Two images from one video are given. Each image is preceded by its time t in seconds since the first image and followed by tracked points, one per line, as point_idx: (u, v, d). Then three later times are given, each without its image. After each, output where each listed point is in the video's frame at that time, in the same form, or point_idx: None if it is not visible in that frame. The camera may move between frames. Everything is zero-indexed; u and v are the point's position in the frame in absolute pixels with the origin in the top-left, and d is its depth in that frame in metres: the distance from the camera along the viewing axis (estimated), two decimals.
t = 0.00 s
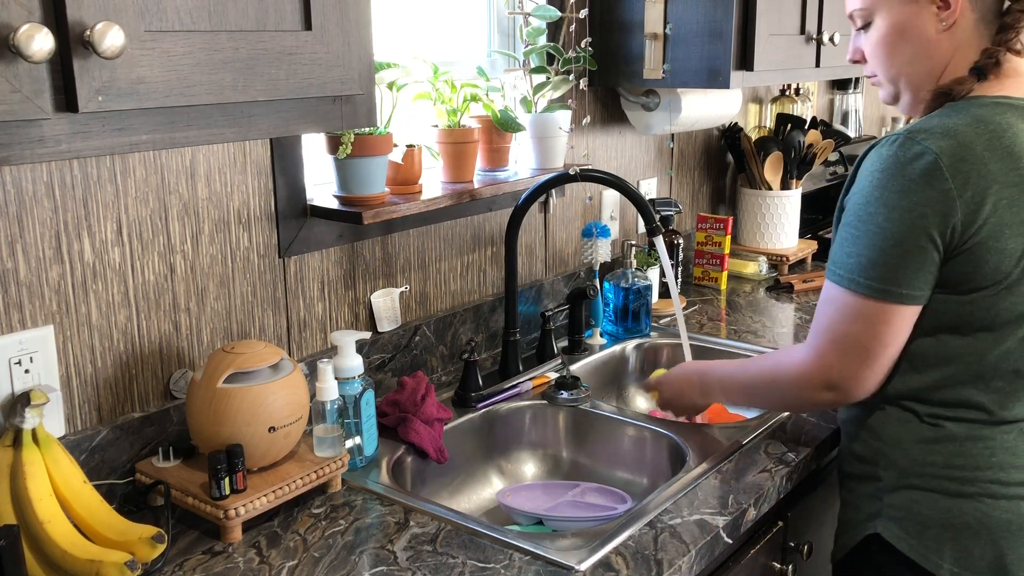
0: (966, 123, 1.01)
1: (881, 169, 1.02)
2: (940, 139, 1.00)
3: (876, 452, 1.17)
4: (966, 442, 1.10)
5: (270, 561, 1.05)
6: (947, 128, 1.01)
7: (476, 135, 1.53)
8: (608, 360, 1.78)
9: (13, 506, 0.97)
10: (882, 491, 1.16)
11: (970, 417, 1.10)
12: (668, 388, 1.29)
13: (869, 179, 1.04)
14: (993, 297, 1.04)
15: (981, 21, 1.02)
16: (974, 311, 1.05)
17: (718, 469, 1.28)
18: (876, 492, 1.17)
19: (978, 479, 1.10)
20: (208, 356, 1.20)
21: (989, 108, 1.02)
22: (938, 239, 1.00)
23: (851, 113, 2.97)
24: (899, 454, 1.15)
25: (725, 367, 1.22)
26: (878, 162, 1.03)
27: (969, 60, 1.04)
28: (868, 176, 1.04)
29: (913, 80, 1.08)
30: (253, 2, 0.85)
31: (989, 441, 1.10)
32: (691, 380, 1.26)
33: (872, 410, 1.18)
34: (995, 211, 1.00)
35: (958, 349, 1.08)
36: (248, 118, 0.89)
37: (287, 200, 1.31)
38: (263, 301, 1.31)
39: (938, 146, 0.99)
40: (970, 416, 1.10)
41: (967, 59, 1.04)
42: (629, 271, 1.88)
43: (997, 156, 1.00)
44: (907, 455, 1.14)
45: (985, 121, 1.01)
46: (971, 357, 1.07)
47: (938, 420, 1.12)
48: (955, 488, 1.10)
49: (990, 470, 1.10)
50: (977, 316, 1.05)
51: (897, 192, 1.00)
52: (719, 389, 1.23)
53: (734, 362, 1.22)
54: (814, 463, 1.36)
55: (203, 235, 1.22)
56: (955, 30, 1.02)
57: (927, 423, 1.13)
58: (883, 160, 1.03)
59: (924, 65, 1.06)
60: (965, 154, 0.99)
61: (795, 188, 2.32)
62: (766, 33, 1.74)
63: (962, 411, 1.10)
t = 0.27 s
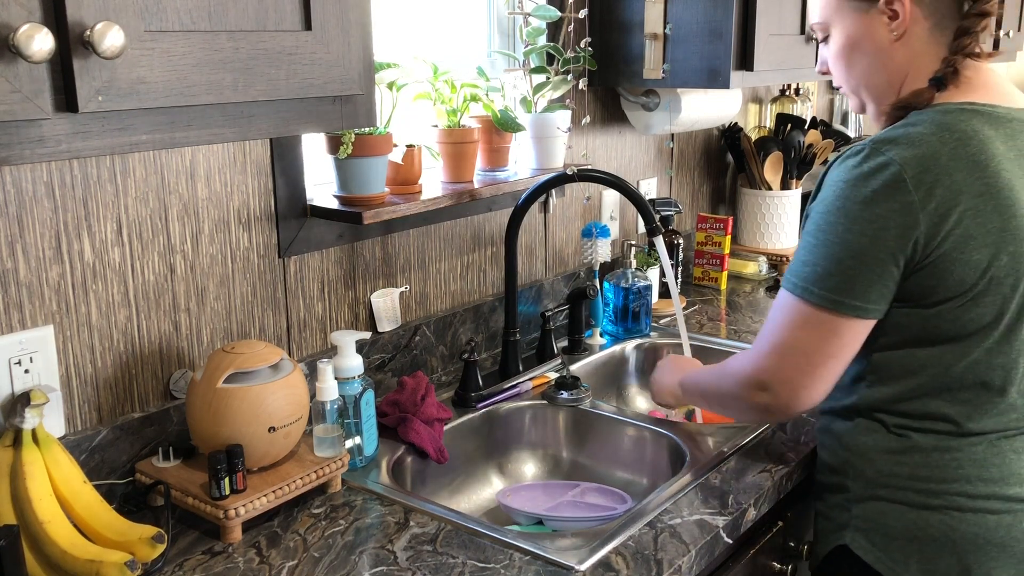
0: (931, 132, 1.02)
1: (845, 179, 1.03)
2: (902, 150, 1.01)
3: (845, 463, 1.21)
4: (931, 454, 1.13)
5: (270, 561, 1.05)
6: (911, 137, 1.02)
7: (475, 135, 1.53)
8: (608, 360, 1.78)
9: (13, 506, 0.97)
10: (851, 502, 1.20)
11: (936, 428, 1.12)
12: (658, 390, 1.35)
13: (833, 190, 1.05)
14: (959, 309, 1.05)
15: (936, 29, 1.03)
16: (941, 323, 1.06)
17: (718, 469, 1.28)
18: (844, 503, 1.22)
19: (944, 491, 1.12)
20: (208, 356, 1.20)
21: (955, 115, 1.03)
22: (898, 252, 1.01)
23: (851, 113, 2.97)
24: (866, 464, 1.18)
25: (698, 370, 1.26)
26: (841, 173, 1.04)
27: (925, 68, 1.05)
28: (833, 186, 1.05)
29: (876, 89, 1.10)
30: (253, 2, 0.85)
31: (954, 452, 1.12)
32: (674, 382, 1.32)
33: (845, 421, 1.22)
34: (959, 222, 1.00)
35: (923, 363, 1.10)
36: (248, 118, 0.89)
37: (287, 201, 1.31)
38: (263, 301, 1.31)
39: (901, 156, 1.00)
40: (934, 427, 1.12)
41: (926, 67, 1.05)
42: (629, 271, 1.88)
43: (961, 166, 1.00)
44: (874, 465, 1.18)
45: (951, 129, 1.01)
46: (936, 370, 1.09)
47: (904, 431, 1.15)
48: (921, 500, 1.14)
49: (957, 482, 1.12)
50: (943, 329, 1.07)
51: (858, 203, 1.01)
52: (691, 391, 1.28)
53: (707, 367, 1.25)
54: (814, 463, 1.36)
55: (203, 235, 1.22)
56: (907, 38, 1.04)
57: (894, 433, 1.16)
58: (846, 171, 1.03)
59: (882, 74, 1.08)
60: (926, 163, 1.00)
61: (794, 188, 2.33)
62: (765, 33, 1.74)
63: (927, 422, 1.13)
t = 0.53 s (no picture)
0: (902, 136, 1.02)
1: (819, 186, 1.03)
2: (875, 155, 1.01)
3: (834, 467, 1.22)
4: (916, 457, 1.13)
5: (270, 561, 1.05)
6: (884, 142, 1.02)
7: (476, 134, 1.53)
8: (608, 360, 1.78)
9: (13, 506, 0.97)
10: (840, 505, 1.21)
11: (922, 431, 1.12)
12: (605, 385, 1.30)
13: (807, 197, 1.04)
14: (940, 312, 1.05)
15: (895, 37, 1.07)
16: (922, 327, 1.06)
17: (718, 469, 1.28)
18: (834, 507, 1.22)
19: (931, 494, 1.12)
20: (208, 355, 1.20)
21: (925, 118, 1.03)
22: (875, 257, 1.00)
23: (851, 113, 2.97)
24: (853, 468, 1.19)
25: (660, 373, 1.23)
26: (815, 180, 1.04)
27: (890, 75, 1.09)
28: (807, 193, 1.04)
29: (849, 97, 1.16)
30: (253, 2, 0.85)
31: (939, 456, 1.12)
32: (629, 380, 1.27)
33: (834, 425, 1.23)
34: (934, 225, 1.00)
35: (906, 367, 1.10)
36: (248, 118, 0.89)
37: (287, 200, 1.31)
38: (263, 301, 1.31)
39: (874, 161, 1.00)
40: (918, 431, 1.12)
41: (890, 77, 1.09)
42: (629, 271, 1.88)
43: (932, 170, 1.00)
44: (861, 469, 1.18)
45: (921, 132, 1.02)
46: (919, 373, 1.09)
47: (889, 434, 1.15)
48: (908, 503, 1.14)
49: (943, 486, 1.12)
50: (925, 333, 1.07)
51: (833, 208, 1.01)
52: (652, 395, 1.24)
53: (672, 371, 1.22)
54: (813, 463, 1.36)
55: (203, 235, 1.22)
56: (868, 48, 1.09)
57: (881, 437, 1.16)
58: (820, 178, 1.03)
59: (852, 82, 1.13)
60: (899, 168, 1.00)
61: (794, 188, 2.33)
62: (765, 34, 1.74)
63: (911, 426, 1.13)
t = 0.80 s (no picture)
0: (915, 134, 1.03)
1: (831, 188, 1.03)
2: (890, 153, 1.01)
3: (845, 468, 1.22)
4: (933, 454, 1.14)
5: (270, 561, 1.05)
6: (897, 140, 1.03)
7: (476, 135, 1.53)
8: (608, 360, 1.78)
9: (13, 506, 0.97)
10: (851, 506, 1.21)
11: (937, 429, 1.13)
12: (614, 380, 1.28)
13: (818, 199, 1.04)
14: (958, 309, 1.06)
15: (887, 38, 1.07)
16: (939, 324, 1.07)
17: (719, 469, 1.28)
18: (845, 508, 1.22)
19: (947, 491, 1.13)
20: (208, 355, 1.20)
21: (936, 116, 1.04)
22: (894, 257, 1.00)
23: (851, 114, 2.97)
24: (866, 469, 1.19)
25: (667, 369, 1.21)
26: (826, 182, 1.04)
27: (884, 76, 1.10)
28: (818, 195, 1.04)
29: (843, 97, 1.17)
30: (253, 2, 0.85)
31: (955, 452, 1.13)
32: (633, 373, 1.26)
33: (841, 427, 1.23)
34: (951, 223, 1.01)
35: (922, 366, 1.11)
36: (247, 118, 0.89)
37: (287, 201, 1.31)
38: (263, 301, 1.31)
39: (890, 160, 1.01)
40: (934, 428, 1.13)
41: (884, 79, 1.10)
42: (629, 271, 1.88)
43: (948, 166, 1.01)
44: (874, 469, 1.18)
45: (933, 129, 1.03)
46: (936, 370, 1.10)
47: (904, 433, 1.15)
48: (924, 501, 1.14)
49: (958, 482, 1.13)
50: (942, 331, 1.08)
51: (848, 209, 1.01)
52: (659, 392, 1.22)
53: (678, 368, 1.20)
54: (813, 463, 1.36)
55: (204, 235, 1.22)
56: (860, 49, 1.09)
57: (893, 436, 1.16)
58: (831, 180, 1.03)
59: (845, 83, 1.14)
60: (915, 166, 1.01)
61: (794, 188, 2.33)
62: (765, 34, 1.74)
63: (927, 424, 1.14)
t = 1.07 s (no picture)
0: (904, 138, 1.03)
1: (823, 188, 1.05)
2: (878, 157, 1.02)
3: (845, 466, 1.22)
4: (933, 450, 1.14)
5: (270, 561, 1.05)
6: (886, 143, 1.03)
7: (475, 135, 1.53)
8: (608, 360, 1.78)
9: (13, 506, 0.97)
10: (853, 504, 1.20)
11: (937, 426, 1.13)
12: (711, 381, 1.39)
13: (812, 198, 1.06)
14: (948, 310, 1.06)
15: (887, 38, 1.09)
16: (930, 326, 1.08)
17: (718, 470, 1.28)
18: (846, 505, 1.21)
19: (947, 486, 1.13)
20: (208, 355, 1.20)
21: (925, 120, 1.05)
22: (883, 260, 1.02)
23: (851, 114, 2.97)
24: (867, 466, 1.18)
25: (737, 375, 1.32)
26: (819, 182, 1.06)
27: (881, 77, 1.11)
28: (810, 194, 1.07)
29: (840, 96, 1.18)
30: (254, 2, 0.85)
31: (955, 448, 1.13)
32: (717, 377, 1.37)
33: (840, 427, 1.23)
34: (937, 226, 1.02)
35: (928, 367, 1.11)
36: (248, 118, 0.89)
37: (287, 201, 1.31)
38: (263, 301, 1.31)
39: (878, 164, 1.02)
40: (934, 425, 1.14)
41: (881, 79, 1.11)
42: (629, 271, 1.88)
43: (935, 171, 1.02)
44: (875, 466, 1.18)
45: (921, 134, 1.04)
46: (932, 369, 1.11)
47: (904, 430, 1.15)
48: (925, 497, 1.14)
49: (958, 478, 1.13)
50: (933, 333, 1.09)
51: (837, 212, 1.03)
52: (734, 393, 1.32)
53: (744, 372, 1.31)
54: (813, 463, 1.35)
55: (204, 235, 1.22)
56: (859, 47, 1.11)
57: (894, 433, 1.16)
58: (822, 180, 1.05)
59: (844, 81, 1.15)
60: (902, 170, 1.01)
61: (794, 188, 2.33)
62: (765, 34, 1.74)
63: (927, 421, 1.14)
